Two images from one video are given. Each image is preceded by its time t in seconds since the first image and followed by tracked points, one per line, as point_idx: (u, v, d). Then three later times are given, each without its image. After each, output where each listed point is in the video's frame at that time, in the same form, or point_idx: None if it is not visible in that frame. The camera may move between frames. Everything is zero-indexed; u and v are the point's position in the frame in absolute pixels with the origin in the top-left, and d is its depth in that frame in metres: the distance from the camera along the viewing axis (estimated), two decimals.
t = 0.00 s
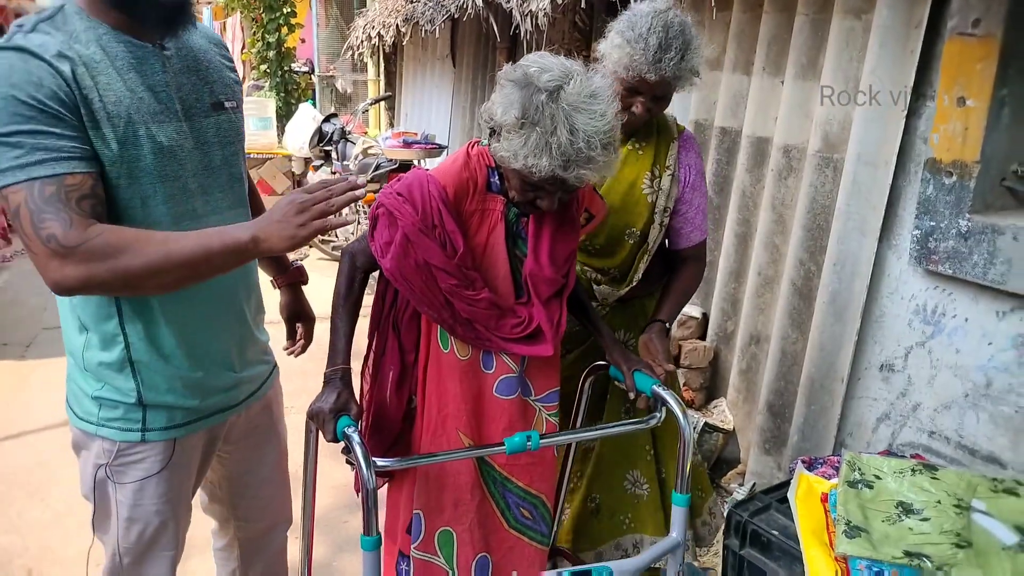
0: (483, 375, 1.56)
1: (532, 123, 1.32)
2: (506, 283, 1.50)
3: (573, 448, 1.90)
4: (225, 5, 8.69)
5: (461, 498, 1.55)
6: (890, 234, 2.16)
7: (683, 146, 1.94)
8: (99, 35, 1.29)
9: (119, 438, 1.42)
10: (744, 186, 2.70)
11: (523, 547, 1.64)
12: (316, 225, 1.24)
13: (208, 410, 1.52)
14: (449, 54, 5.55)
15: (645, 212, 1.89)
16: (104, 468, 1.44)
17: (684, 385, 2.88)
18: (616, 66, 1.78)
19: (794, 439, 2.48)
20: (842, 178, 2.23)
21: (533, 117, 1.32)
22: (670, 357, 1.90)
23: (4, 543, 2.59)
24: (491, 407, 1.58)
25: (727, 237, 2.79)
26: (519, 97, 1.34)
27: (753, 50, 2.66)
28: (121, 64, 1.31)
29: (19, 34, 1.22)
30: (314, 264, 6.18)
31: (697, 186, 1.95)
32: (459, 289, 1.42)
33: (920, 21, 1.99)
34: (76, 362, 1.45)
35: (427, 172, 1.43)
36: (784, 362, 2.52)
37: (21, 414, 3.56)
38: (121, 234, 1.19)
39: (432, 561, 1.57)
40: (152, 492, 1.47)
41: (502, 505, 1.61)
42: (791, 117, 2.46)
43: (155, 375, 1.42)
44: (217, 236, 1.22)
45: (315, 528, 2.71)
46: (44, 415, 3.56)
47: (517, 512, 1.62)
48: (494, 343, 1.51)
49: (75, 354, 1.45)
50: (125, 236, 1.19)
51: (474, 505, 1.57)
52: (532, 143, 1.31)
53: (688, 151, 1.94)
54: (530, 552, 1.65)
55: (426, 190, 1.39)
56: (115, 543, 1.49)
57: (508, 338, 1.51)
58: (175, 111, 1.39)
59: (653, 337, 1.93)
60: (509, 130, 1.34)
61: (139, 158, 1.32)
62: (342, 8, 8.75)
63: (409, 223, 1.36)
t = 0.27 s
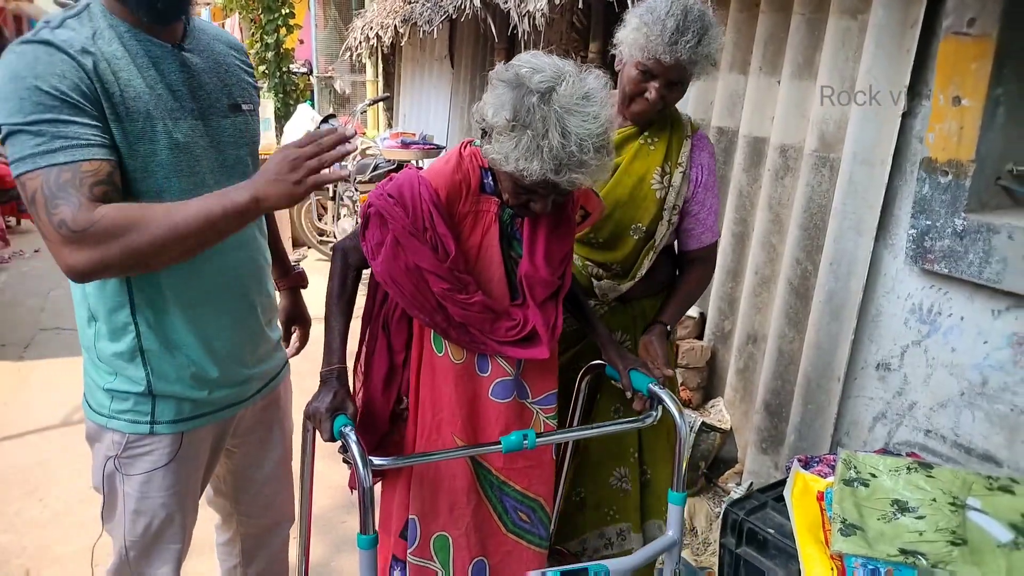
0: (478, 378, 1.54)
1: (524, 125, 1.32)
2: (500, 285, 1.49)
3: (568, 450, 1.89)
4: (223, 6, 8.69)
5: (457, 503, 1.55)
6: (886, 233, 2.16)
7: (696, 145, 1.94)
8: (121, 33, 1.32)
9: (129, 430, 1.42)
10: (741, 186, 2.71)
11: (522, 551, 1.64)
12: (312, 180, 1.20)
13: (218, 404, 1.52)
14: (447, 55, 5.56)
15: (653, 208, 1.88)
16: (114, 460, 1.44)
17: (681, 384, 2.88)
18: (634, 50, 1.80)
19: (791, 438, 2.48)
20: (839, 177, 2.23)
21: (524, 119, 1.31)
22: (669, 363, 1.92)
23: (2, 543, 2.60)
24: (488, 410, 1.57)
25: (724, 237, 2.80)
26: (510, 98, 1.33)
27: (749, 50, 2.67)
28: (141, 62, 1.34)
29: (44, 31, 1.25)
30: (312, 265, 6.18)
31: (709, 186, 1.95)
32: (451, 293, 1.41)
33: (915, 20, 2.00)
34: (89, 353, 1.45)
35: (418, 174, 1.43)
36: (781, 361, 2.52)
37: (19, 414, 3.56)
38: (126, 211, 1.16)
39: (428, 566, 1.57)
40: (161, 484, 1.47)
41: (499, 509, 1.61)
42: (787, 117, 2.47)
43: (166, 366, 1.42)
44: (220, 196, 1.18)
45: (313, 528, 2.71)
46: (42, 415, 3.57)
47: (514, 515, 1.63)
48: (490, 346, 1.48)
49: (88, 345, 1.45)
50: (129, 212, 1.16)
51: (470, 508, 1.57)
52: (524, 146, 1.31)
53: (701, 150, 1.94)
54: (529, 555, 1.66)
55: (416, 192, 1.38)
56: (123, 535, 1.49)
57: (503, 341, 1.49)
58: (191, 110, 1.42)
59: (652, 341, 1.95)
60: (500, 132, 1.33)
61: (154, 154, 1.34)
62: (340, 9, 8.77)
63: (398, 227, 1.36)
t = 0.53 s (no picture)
0: (471, 385, 1.52)
1: (507, 127, 1.28)
2: (489, 290, 1.46)
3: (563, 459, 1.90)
4: (222, 6, 8.70)
5: (450, 512, 1.54)
6: (882, 235, 2.16)
7: (695, 143, 1.94)
8: (123, 34, 1.33)
9: (122, 432, 1.42)
10: (738, 188, 2.71)
11: (519, 558, 1.63)
12: (310, 181, 1.20)
13: (210, 407, 1.53)
14: (445, 55, 5.56)
15: (653, 204, 1.88)
16: (106, 461, 1.45)
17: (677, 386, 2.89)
18: (619, 35, 1.83)
19: (787, 439, 2.49)
20: (835, 179, 2.24)
21: (507, 120, 1.28)
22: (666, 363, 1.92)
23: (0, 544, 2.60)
24: (479, 417, 1.55)
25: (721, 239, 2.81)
26: (494, 98, 1.29)
27: (746, 51, 2.67)
28: (142, 64, 1.34)
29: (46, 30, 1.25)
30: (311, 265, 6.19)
31: (709, 184, 1.95)
32: (438, 298, 1.38)
33: (911, 23, 2.00)
34: (84, 355, 1.46)
35: (403, 177, 1.40)
36: (777, 362, 2.53)
37: (17, 414, 3.56)
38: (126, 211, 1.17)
39: None
40: (152, 487, 1.47)
41: (494, 517, 1.60)
42: (784, 119, 2.47)
43: (159, 368, 1.43)
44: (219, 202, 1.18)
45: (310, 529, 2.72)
46: (40, 415, 3.57)
47: (511, 523, 1.61)
48: (480, 352, 1.46)
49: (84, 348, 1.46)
50: (127, 212, 1.17)
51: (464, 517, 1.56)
52: (507, 148, 1.28)
53: (700, 147, 1.95)
54: (527, 563, 1.65)
55: (401, 196, 1.36)
56: (114, 536, 1.49)
57: (494, 346, 1.46)
58: (190, 113, 1.42)
59: (650, 341, 1.95)
60: (483, 133, 1.30)
61: (152, 156, 1.34)
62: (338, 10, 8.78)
63: (382, 232, 1.34)
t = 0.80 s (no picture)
0: (456, 413, 1.54)
1: (481, 160, 1.25)
2: (472, 317, 1.46)
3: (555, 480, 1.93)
4: (221, 11, 8.71)
5: (439, 541, 1.55)
6: (876, 252, 2.18)
7: (688, 159, 1.95)
8: (118, 62, 1.34)
9: (115, 458, 1.44)
10: (733, 201, 2.73)
11: None
12: (298, 228, 1.22)
13: (203, 432, 1.54)
14: (443, 62, 5.57)
15: (646, 220, 1.90)
16: (100, 487, 1.46)
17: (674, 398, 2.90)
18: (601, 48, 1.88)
19: (782, 453, 2.50)
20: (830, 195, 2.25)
21: (480, 154, 1.25)
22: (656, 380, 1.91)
23: None
24: (467, 445, 1.57)
25: (717, 252, 2.82)
26: (467, 130, 1.26)
27: (741, 66, 2.68)
28: (136, 92, 1.35)
29: (39, 59, 1.27)
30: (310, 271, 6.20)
31: (703, 201, 1.96)
32: (418, 329, 1.38)
33: (904, 42, 2.01)
34: (78, 381, 1.47)
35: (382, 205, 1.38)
36: (773, 376, 2.54)
37: (16, 424, 3.58)
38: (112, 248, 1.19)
39: None
40: (146, 512, 1.49)
41: (486, 545, 1.61)
42: (779, 134, 2.49)
43: (152, 396, 1.44)
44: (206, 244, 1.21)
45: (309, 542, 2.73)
46: (40, 425, 3.59)
47: (503, 552, 1.62)
48: (463, 380, 1.46)
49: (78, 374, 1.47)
50: (114, 249, 1.18)
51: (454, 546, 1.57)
52: (481, 183, 1.24)
53: (693, 164, 1.96)
54: None
55: (379, 226, 1.34)
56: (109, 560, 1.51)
57: (477, 374, 1.46)
58: (184, 141, 1.43)
59: (642, 358, 1.95)
60: (458, 165, 1.27)
61: (145, 185, 1.35)
62: (337, 15, 8.79)
63: (360, 264, 1.34)
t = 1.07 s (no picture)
0: (441, 446, 1.53)
1: (453, 204, 1.24)
2: (453, 350, 1.47)
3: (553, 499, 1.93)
4: (220, 15, 8.71)
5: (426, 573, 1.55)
6: (872, 273, 2.18)
7: (681, 181, 1.96)
8: (113, 93, 1.35)
9: (112, 485, 1.44)
10: (731, 218, 2.74)
11: None
12: (232, 241, 1.11)
13: (200, 457, 1.54)
14: (442, 71, 5.58)
15: (640, 242, 1.90)
16: (98, 514, 1.46)
17: (671, 413, 2.91)
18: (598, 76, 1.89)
19: (778, 470, 2.51)
20: (827, 215, 2.26)
21: (452, 197, 1.23)
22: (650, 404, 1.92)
23: None
24: (452, 477, 1.55)
25: (715, 267, 2.83)
26: (440, 172, 1.25)
27: (739, 83, 2.69)
28: (130, 122, 1.36)
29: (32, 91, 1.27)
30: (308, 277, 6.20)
31: (696, 223, 1.97)
32: (395, 365, 1.38)
33: (900, 65, 2.02)
34: (75, 408, 1.47)
35: (361, 240, 1.39)
36: (769, 393, 2.55)
37: (13, 434, 3.58)
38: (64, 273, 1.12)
39: None
40: (145, 538, 1.49)
41: None
42: (776, 153, 2.49)
43: (150, 421, 1.44)
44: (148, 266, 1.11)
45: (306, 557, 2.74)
46: (37, 435, 3.59)
47: None
48: (443, 415, 1.46)
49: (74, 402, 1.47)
50: (65, 276, 1.12)
51: None
52: (452, 226, 1.23)
53: (687, 186, 1.96)
54: None
55: (355, 263, 1.36)
56: None
57: (457, 409, 1.46)
58: (178, 168, 1.43)
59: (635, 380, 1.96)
60: (430, 207, 1.26)
61: (137, 215, 1.36)
62: (336, 20, 8.79)
63: (336, 300, 1.35)
